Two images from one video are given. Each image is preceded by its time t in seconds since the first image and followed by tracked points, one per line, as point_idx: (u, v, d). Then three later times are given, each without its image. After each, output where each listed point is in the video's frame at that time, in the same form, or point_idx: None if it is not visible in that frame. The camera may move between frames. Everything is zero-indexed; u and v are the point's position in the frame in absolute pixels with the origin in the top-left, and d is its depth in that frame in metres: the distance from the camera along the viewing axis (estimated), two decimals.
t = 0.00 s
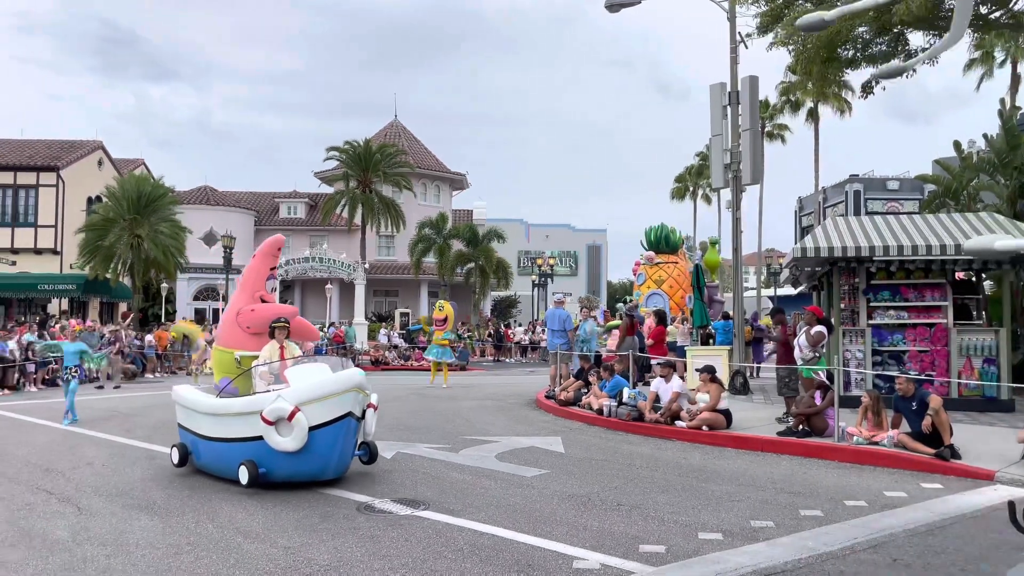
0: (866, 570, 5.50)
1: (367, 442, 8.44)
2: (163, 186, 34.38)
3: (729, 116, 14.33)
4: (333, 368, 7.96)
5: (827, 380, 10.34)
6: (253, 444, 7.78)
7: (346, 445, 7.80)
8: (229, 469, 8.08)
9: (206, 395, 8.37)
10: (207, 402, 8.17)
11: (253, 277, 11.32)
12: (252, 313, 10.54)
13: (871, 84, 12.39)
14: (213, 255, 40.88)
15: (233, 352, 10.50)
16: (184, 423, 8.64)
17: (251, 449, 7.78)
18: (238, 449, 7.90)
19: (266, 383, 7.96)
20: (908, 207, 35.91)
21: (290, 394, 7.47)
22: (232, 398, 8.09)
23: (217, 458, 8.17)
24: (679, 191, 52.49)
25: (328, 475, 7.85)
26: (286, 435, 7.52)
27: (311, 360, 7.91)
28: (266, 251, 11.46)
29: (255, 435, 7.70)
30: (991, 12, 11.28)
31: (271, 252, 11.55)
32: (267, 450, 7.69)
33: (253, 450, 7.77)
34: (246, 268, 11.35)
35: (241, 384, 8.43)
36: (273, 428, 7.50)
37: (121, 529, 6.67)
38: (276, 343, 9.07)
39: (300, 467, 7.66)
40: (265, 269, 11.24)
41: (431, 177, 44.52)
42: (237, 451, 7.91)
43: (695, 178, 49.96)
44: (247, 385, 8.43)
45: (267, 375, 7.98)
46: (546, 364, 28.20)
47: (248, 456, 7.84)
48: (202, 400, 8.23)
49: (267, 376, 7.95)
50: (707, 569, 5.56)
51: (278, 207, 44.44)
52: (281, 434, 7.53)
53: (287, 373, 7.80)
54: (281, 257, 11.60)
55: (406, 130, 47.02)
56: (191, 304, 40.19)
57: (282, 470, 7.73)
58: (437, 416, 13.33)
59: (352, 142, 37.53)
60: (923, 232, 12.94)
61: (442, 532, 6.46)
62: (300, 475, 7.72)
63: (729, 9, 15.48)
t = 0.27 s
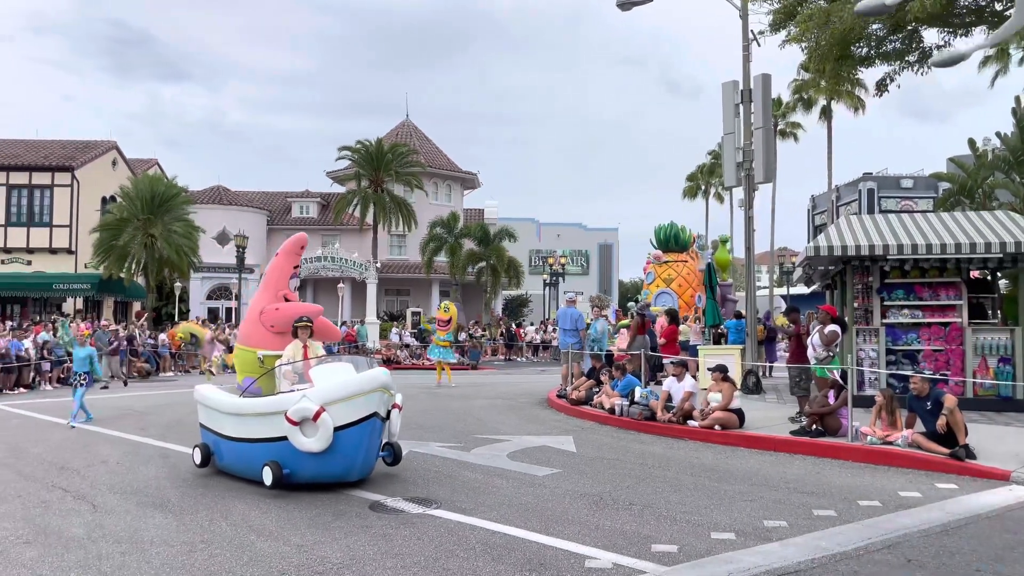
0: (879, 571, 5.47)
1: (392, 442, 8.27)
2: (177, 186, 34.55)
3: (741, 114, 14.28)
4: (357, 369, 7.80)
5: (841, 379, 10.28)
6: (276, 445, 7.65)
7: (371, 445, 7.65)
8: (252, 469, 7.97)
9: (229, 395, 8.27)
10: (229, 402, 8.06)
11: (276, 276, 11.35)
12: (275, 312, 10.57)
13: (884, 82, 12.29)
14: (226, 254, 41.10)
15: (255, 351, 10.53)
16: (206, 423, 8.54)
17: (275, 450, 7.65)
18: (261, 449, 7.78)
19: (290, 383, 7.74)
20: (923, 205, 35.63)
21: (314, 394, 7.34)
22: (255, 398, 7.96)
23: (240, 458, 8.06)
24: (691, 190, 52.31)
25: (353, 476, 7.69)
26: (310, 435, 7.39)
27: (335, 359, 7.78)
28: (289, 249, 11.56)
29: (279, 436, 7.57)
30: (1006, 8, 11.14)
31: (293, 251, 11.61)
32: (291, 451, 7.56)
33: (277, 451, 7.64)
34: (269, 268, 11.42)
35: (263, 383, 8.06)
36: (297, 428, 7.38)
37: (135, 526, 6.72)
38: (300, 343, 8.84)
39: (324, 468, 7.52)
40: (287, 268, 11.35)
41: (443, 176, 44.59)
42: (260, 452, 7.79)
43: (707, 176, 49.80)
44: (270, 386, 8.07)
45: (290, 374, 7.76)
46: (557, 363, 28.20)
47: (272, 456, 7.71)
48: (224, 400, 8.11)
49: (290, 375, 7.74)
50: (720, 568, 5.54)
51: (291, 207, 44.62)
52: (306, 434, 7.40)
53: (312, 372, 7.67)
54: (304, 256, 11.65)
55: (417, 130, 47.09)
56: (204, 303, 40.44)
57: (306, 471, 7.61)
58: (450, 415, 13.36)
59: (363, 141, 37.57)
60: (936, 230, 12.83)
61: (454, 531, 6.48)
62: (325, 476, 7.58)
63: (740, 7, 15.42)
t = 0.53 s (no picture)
0: (892, 571, 5.44)
1: (413, 442, 8.18)
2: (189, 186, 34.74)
3: (752, 113, 14.22)
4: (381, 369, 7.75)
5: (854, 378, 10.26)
6: (300, 446, 7.58)
7: (395, 446, 7.57)
8: (274, 470, 7.91)
9: (250, 395, 8.21)
10: (251, 402, 8.02)
11: (297, 275, 11.46)
12: (298, 311, 10.66)
13: (897, 80, 12.20)
14: (237, 253, 41.29)
15: (276, 349, 10.58)
16: (228, 423, 8.47)
17: (298, 450, 7.58)
18: (284, 450, 7.72)
19: (313, 383, 7.75)
20: (935, 203, 35.39)
21: (338, 394, 7.26)
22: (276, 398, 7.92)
23: (261, 458, 8.00)
24: (702, 188, 52.16)
25: (377, 477, 7.62)
26: (333, 436, 7.33)
27: (358, 359, 7.73)
28: (310, 249, 11.70)
29: (303, 436, 7.50)
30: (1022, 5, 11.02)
31: (315, 250, 11.70)
32: (314, 451, 7.49)
33: (300, 452, 7.57)
34: (290, 266, 11.51)
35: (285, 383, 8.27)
36: (320, 429, 7.32)
37: (148, 524, 6.76)
38: (322, 342, 8.80)
39: (348, 469, 7.45)
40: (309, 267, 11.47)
41: (453, 175, 44.64)
42: (282, 452, 7.73)
43: (718, 175, 49.64)
44: (292, 385, 8.23)
45: (313, 375, 7.76)
46: (568, 362, 28.18)
47: (294, 457, 7.65)
48: (246, 400, 8.06)
49: (313, 375, 7.73)
50: (731, 568, 5.53)
51: (302, 206, 44.78)
52: (329, 435, 7.34)
53: (334, 373, 7.65)
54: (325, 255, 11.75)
55: (428, 129, 47.12)
56: (216, 302, 40.63)
57: (330, 472, 7.54)
58: (461, 414, 13.37)
59: (374, 141, 37.63)
60: (950, 229, 12.74)
61: (464, 530, 6.49)
62: (349, 477, 7.51)
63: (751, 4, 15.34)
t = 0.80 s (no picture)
0: (903, 571, 5.41)
1: (435, 444, 8.05)
2: (200, 185, 34.89)
3: (763, 110, 14.18)
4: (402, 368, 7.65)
5: (864, 377, 10.20)
6: (321, 446, 7.47)
7: (417, 447, 7.46)
8: (294, 470, 7.80)
9: (271, 395, 8.04)
10: (271, 401, 7.90)
11: (316, 273, 11.49)
12: (318, 309, 10.69)
13: (909, 77, 12.13)
14: (248, 252, 41.45)
15: (296, 347, 10.63)
16: (250, 425, 8.31)
17: (319, 451, 7.46)
18: (304, 450, 7.60)
19: (333, 381, 7.62)
20: (947, 201, 35.19)
21: (360, 393, 7.15)
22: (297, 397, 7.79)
23: (282, 458, 7.90)
24: (712, 186, 52.02)
25: (399, 479, 7.50)
26: (355, 436, 7.22)
27: (377, 357, 7.67)
28: (330, 246, 11.71)
29: (324, 436, 7.39)
30: None
31: (334, 247, 11.73)
32: (336, 452, 7.38)
33: (321, 452, 7.46)
34: (309, 264, 11.54)
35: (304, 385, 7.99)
36: (343, 429, 7.21)
37: (160, 521, 6.80)
38: (342, 341, 8.79)
39: (371, 470, 7.34)
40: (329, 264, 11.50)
41: (462, 174, 44.68)
42: (303, 453, 7.61)
43: (728, 173, 49.52)
44: (312, 386, 7.97)
45: (333, 373, 7.63)
46: (577, 361, 28.17)
47: (316, 457, 7.53)
48: (265, 400, 7.96)
49: (333, 373, 7.61)
50: (742, 567, 5.51)
51: (312, 205, 44.91)
52: (351, 435, 7.24)
53: (356, 372, 7.55)
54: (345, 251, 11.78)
55: (437, 127, 47.16)
56: (227, 300, 40.80)
57: (352, 473, 7.43)
58: (471, 412, 13.38)
59: (384, 139, 37.69)
60: (963, 226, 12.66)
61: (474, 528, 6.50)
62: (371, 478, 7.40)
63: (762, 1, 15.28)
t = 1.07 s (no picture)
0: (913, 569, 5.39)
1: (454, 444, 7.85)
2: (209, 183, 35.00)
3: (772, 108, 14.14)
4: (421, 367, 7.51)
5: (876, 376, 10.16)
6: (341, 446, 7.31)
7: (438, 447, 7.29)
8: (312, 471, 7.66)
9: (290, 395, 7.86)
10: (290, 401, 7.73)
11: (333, 270, 11.49)
12: (335, 307, 10.70)
13: (919, 73, 12.05)
14: (256, 251, 41.58)
15: (314, 346, 10.67)
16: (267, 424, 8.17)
17: (339, 451, 7.30)
18: (324, 450, 7.45)
19: (353, 381, 7.42)
20: (957, 199, 34.98)
21: (381, 392, 6.98)
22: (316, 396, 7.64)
23: (300, 459, 7.75)
24: (720, 184, 51.87)
25: (419, 479, 7.32)
26: (376, 435, 7.04)
27: (396, 356, 7.47)
28: (346, 243, 11.70)
29: (344, 436, 7.23)
30: None
31: (351, 244, 11.72)
32: (355, 452, 7.21)
33: (341, 452, 7.30)
34: (326, 262, 11.55)
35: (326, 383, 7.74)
36: (363, 428, 7.03)
37: (170, 519, 6.83)
38: (361, 339, 8.54)
39: (391, 470, 7.17)
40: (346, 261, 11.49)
41: (470, 172, 44.69)
42: (322, 453, 7.46)
43: (737, 171, 49.37)
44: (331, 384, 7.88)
45: (353, 372, 7.43)
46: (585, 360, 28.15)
47: (335, 458, 7.38)
48: (283, 399, 7.80)
49: (352, 372, 7.42)
50: (751, 566, 5.50)
51: (320, 204, 45.00)
52: (371, 435, 7.05)
53: (375, 369, 7.36)
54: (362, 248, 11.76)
55: (445, 126, 47.17)
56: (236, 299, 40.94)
57: (372, 473, 7.27)
58: (479, 411, 13.38)
59: (392, 138, 37.73)
60: (974, 224, 12.58)
61: (482, 526, 6.51)
62: (390, 479, 7.23)
63: None
